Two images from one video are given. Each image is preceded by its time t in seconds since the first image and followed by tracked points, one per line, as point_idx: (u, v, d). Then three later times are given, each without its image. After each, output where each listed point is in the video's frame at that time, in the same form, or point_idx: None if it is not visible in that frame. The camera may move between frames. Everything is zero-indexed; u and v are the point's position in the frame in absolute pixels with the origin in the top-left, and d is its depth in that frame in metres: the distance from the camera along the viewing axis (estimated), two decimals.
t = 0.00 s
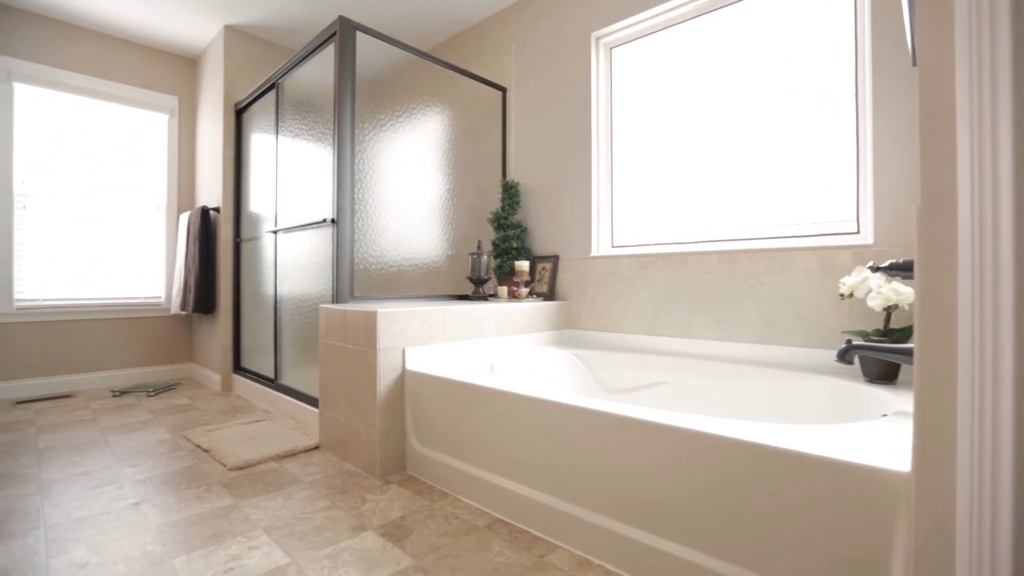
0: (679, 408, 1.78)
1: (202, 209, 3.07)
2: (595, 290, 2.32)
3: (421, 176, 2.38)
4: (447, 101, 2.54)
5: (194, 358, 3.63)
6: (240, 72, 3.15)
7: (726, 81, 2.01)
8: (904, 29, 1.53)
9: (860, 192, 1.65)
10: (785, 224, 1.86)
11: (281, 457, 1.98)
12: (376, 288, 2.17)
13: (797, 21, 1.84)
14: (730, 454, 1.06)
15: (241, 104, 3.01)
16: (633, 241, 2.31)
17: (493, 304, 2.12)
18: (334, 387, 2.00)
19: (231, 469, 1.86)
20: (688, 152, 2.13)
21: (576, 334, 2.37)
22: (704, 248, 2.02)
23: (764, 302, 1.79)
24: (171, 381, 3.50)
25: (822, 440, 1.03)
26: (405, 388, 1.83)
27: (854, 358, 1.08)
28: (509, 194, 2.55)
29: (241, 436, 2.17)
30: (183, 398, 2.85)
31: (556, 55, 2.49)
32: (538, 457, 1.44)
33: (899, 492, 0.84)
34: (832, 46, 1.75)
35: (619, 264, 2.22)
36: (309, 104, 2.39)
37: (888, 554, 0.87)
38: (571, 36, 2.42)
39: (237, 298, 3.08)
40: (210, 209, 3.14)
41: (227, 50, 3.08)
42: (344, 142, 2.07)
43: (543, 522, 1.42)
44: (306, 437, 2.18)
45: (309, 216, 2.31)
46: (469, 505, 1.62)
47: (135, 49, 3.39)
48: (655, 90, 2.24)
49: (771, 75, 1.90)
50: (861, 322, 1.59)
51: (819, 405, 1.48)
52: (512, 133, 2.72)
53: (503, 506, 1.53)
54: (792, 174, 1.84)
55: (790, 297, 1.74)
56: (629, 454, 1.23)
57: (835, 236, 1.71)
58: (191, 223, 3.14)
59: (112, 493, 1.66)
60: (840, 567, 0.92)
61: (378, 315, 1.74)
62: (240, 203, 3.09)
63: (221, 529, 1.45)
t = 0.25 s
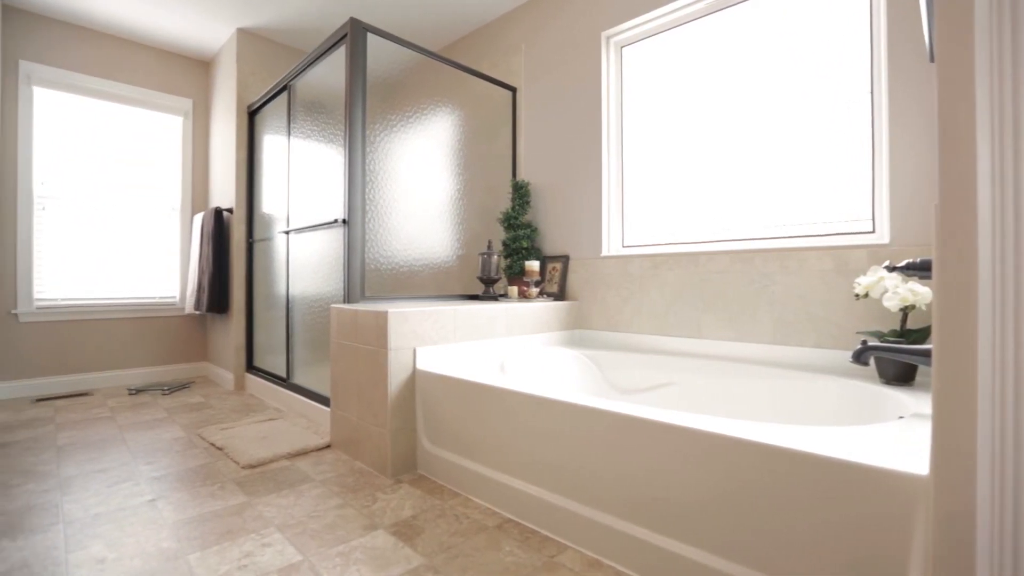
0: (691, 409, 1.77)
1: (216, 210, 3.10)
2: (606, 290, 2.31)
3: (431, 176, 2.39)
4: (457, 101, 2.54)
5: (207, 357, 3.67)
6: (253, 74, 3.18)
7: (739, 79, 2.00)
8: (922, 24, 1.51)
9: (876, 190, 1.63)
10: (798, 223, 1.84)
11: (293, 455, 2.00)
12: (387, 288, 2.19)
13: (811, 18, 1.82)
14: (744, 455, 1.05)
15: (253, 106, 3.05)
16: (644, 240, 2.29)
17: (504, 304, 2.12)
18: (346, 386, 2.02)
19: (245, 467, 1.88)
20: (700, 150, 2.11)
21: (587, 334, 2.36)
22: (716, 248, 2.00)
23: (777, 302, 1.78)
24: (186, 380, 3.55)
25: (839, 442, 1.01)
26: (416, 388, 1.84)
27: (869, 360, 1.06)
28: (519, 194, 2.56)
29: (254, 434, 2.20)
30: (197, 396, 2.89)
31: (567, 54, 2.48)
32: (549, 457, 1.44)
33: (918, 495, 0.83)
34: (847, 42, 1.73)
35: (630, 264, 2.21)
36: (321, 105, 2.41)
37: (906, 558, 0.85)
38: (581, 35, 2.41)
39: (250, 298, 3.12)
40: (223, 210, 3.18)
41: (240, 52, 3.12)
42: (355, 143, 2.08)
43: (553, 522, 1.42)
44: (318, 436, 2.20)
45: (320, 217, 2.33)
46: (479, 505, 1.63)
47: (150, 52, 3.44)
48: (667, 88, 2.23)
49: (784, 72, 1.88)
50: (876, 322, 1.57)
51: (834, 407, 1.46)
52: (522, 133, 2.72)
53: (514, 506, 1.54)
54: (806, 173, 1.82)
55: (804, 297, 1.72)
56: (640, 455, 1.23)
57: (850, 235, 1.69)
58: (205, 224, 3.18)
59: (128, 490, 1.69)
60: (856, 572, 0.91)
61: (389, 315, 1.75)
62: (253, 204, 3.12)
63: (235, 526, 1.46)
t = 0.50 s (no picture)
0: (702, 410, 1.76)
1: (229, 211, 3.14)
2: (616, 290, 2.30)
3: (441, 176, 2.40)
4: (467, 101, 2.55)
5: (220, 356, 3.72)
6: (264, 76, 3.21)
7: (751, 77, 1.98)
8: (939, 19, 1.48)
9: (892, 189, 1.61)
10: (812, 222, 1.82)
11: (304, 454, 2.02)
12: (397, 288, 2.20)
13: (825, 15, 1.80)
14: (756, 457, 1.03)
15: (265, 108, 3.08)
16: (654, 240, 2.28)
17: (514, 304, 2.12)
18: (356, 385, 2.03)
19: (257, 465, 1.90)
20: (711, 149, 2.10)
21: (597, 334, 2.36)
22: (728, 248, 1.99)
23: (790, 302, 1.76)
24: (199, 378, 3.59)
25: (855, 444, 1.00)
26: (426, 387, 1.84)
27: (885, 361, 1.03)
28: (529, 193, 2.55)
29: (267, 433, 2.22)
30: (211, 395, 2.93)
31: (576, 53, 2.47)
32: (559, 457, 1.44)
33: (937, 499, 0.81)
34: (862, 38, 1.71)
35: (641, 264, 2.20)
36: (332, 106, 2.43)
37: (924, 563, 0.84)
38: (591, 34, 2.40)
39: (262, 298, 3.15)
40: (236, 211, 3.22)
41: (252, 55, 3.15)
42: (366, 143, 2.10)
43: (563, 522, 1.42)
44: (329, 435, 2.22)
45: (331, 218, 2.35)
46: (490, 504, 1.63)
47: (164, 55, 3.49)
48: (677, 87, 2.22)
49: (797, 69, 1.86)
50: (891, 322, 1.55)
51: (848, 408, 1.44)
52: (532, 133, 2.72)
53: (524, 506, 1.53)
54: (820, 171, 1.80)
55: (817, 297, 1.70)
56: (651, 455, 1.22)
57: (865, 234, 1.67)
58: (217, 225, 3.22)
59: (144, 487, 1.71)
60: None
61: (400, 315, 1.76)
62: (265, 204, 3.15)
63: (248, 524, 1.48)
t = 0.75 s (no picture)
0: (713, 411, 1.75)
1: (241, 212, 3.18)
2: (626, 290, 2.29)
3: (450, 176, 2.40)
4: (477, 101, 2.55)
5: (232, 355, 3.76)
6: (276, 77, 3.24)
7: (763, 75, 1.97)
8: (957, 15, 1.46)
9: (907, 187, 1.58)
10: (825, 222, 1.80)
11: (316, 452, 2.04)
12: (407, 287, 2.21)
13: (839, 11, 1.78)
14: (769, 459, 1.02)
15: (277, 110, 3.11)
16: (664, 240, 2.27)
17: (525, 304, 2.12)
18: (367, 385, 2.04)
19: (269, 464, 1.92)
20: (722, 148, 2.09)
21: (607, 334, 2.35)
22: (739, 247, 1.97)
23: (803, 302, 1.74)
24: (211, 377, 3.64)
25: (870, 446, 0.99)
26: (436, 387, 1.85)
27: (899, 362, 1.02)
28: (539, 193, 2.55)
29: (279, 432, 2.24)
30: (223, 394, 2.96)
31: (587, 52, 2.47)
32: (569, 457, 1.43)
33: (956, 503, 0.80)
34: (877, 34, 1.68)
35: (651, 264, 2.19)
36: (342, 108, 2.44)
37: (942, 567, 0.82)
38: (601, 33, 2.40)
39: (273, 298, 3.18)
40: (248, 211, 3.26)
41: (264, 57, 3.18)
42: (376, 144, 2.11)
43: (573, 522, 1.42)
44: (340, 434, 2.23)
45: (342, 218, 2.37)
46: (500, 504, 1.63)
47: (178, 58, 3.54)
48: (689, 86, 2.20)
49: (811, 67, 1.84)
50: (907, 323, 1.53)
51: (862, 410, 1.42)
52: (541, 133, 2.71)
53: (534, 506, 1.53)
54: (834, 170, 1.78)
55: (830, 297, 1.68)
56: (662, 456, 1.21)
57: (879, 233, 1.65)
58: (230, 226, 3.26)
59: (159, 484, 1.74)
60: None
61: (410, 315, 1.77)
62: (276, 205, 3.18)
63: (260, 521, 1.50)
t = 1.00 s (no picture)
0: (725, 412, 1.73)
1: (254, 212, 3.22)
2: (637, 290, 2.28)
3: (461, 176, 2.41)
4: (488, 101, 2.56)
5: (245, 355, 3.80)
6: (288, 79, 3.27)
7: (777, 72, 1.94)
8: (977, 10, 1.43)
9: (925, 185, 1.56)
10: (840, 221, 1.77)
11: (328, 451, 2.05)
12: (418, 287, 2.22)
13: (855, 7, 1.75)
14: (784, 462, 1.01)
15: (290, 112, 3.14)
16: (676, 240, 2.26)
17: (536, 304, 2.12)
18: (379, 384, 2.05)
19: (282, 462, 1.94)
20: (735, 146, 2.07)
21: (618, 334, 2.34)
22: (752, 247, 1.95)
23: (817, 302, 1.72)
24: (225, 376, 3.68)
25: (889, 448, 0.97)
26: (447, 387, 1.86)
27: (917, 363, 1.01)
28: (549, 193, 2.55)
29: (291, 430, 2.26)
30: (237, 393, 3.00)
31: (597, 51, 2.46)
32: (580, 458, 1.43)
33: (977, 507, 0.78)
34: (895, 29, 1.66)
35: (662, 264, 2.18)
36: (354, 109, 2.46)
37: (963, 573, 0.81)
38: (612, 32, 2.39)
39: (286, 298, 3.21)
40: (261, 212, 3.29)
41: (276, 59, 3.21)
42: (388, 145, 2.12)
43: (583, 523, 1.41)
44: (352, 433, 2.25)
45: (354, 219, 2.38)
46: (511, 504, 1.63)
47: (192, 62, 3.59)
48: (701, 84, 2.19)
49: (826, 63, 1.82)
50: (924, 324, 1.50)
51: (878, 412, 1.40)
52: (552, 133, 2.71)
53: (544, 506, 1.53)
54: (849, 168, 1.76)
55: (845, 297, 1.66)
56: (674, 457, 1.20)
57: (896, 233, 1.62)
58: (243, 226, 3.30)
59: (175, 481, 1.76)
60: None
61: (421, 315, 1.78)
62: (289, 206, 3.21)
63: (273, 519, 1.51)
